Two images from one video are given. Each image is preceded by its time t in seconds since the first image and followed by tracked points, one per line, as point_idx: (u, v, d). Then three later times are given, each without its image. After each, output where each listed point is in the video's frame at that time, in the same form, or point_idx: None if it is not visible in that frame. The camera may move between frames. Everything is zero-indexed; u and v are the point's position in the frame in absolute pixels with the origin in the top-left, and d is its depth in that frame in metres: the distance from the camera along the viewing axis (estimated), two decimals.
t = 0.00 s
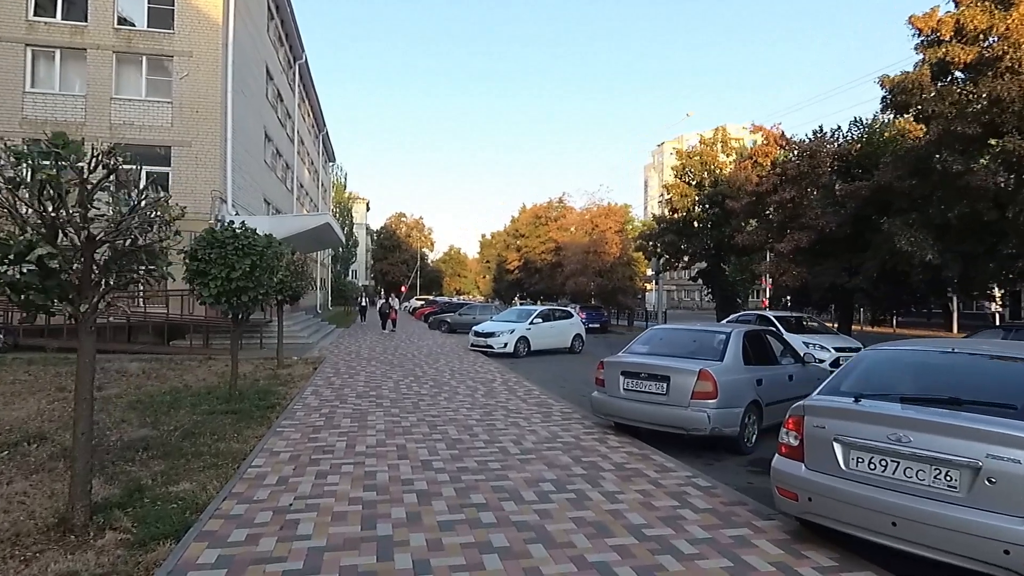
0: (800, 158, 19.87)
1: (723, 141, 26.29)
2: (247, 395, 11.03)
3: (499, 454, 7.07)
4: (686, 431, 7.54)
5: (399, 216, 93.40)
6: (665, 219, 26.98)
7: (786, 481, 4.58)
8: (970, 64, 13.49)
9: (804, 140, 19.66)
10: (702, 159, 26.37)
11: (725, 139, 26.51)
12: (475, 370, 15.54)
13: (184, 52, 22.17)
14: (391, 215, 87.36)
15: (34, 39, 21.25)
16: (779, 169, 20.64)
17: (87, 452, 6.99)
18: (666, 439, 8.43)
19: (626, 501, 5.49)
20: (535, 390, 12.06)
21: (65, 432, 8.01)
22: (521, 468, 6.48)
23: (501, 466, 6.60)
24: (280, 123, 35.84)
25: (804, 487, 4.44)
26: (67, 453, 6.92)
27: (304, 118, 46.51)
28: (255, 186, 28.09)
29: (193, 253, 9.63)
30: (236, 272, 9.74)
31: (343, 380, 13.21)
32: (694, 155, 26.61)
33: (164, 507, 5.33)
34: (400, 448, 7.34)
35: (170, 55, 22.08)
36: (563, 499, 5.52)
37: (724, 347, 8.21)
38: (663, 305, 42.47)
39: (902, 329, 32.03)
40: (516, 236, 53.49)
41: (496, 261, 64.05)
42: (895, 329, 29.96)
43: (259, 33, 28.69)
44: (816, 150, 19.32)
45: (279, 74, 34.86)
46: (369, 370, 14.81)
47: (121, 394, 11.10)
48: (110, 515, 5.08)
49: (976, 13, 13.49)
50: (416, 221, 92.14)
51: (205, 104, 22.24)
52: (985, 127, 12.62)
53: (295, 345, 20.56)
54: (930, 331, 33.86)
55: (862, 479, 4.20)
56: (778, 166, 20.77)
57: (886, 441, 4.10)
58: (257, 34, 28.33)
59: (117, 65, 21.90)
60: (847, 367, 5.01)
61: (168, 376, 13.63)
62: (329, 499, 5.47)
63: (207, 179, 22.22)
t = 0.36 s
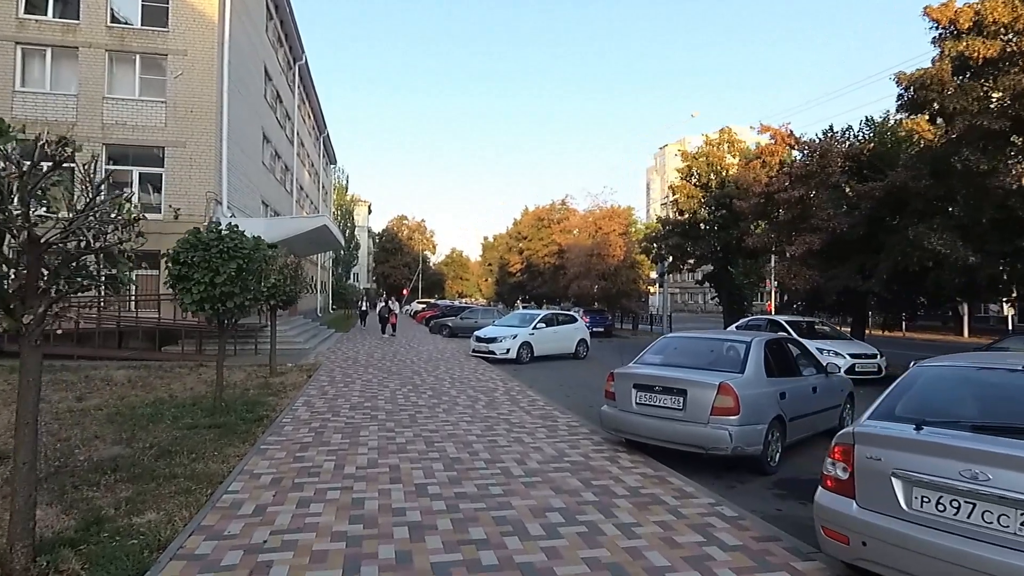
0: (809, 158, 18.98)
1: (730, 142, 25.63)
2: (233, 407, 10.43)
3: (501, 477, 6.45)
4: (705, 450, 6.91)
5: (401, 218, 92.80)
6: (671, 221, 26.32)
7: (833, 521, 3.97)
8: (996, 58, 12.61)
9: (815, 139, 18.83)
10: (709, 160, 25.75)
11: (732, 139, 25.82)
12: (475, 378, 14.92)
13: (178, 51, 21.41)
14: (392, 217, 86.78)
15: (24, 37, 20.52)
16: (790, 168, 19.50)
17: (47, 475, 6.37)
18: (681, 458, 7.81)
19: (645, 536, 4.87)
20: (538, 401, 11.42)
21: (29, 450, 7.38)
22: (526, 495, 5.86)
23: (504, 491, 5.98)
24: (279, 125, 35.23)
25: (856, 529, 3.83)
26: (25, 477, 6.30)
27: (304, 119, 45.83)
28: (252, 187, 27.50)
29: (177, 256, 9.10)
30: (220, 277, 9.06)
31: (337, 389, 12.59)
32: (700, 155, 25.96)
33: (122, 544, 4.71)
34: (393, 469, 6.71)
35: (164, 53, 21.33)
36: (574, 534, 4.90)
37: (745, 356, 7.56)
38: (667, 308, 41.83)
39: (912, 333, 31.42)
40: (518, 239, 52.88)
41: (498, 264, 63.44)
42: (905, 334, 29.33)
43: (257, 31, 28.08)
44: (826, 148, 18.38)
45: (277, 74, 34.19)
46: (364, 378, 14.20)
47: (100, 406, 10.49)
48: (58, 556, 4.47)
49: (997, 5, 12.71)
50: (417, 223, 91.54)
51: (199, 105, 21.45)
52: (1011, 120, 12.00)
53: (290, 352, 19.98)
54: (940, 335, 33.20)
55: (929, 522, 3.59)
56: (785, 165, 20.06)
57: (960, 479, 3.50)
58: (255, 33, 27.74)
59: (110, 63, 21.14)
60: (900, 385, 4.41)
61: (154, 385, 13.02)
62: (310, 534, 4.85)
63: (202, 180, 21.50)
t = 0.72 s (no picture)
0: (822, 157, 18.30)
1: (738, 143, 24.94)
2: (220, 418, 9.83)
3: (509, 499, 5.81)
4: (733, 468, 6.27)
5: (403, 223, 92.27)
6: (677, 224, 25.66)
7: (908, 564, 3.32)
8: None
9: (826, 138, 18.11)
10: (716, 162, 25.09)
11: (740, 140, 25.12)
12: (478, 385, 14.28)
13: (174, 49, 20.80)
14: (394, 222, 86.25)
15: (16, 35, 19.89)
16: (802, 169, 18.71)
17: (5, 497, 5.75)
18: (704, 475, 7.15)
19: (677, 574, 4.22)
20: (545, 411, 10.78)
21: None
22: (538, 522, 5.22)
23: (512, 517, 5.35)
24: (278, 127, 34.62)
25: (937, 575, 3.18)
26: None
27: (304, 122, 45.28)
28: (249, 190, 26.88)
29: (162, 255, 8.45)
30: (206, 278, 8.42)
31: (333, 398, 11.95)
32: (708, 157, 25.30)
33: None
34: (389, 490, 6.08)
35: (159, 51, 20.72)
36: (594, 570, 4.26)
37: (774, 363, 6.92)
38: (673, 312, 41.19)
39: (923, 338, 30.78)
40: (522, 242, 52.28)
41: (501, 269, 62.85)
42: (917, 339, 28.69)
43: (255, 32, 27.44)
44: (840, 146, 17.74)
45: (277, 76, 33.63)
46: (362, 386, 13.57)
47: (80, 418, 9.90)
48: None
49: None
50: (420, 228, 91.00)
51: (196, 105, 20.85)
52: None
53: (287, 359, 19.38)
54: (953, 339, 32.47)
55: None
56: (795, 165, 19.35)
57: None
58: (253, 33, 27.08)
59: (104, 61, 20.50)
60: (978, 400, 3.76)
61: (142, 395, 12.42)
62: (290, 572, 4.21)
63: (197, 181, 20.89)
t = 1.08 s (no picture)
0: (832, 159, 17.76)
1: (744, 147, 24.39)
2: (204, 431, 9.28)
3: (511, 525, 5.24)
4: (758, 488, 5.70)
5: (403, 229, 91.80)
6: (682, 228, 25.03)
7: None
8: None
9: (836, 139, 17.59)
10: (722, 165, 24.54)
11: (746, 142, 24.55)
12: (478, 394, 13.72)
13: (167, 49, 20.31)
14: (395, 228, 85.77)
15: (5, 35, 19.42)
16: (812, 172, 18.16)
17: None
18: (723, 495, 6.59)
19: None
20: (549, 423, 10.21)
21: None
22: (544, 552, 4.66)
23: (515, 546, 4.78)
24: (276, 132, 34.15)
25: None
26: None
27: (304, 127, 44.90)
28: (246, 195, 26.36)
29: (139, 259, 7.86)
30: (186, 282, 7.85)
31: (326, 409, 11.39)
32: (713, 160, 24.76)
33: None
34: (380, 514, 5.51)
35: (152, 52, 20.23)
36: None
37: (799, 372, 6.35)
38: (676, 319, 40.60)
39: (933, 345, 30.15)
40: (523, 249, 51.78)
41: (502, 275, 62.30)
42: (927, 346, 28.09)
43: (252, 34, 26.95)
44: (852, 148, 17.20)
45: (276, 81, 33.23)
46: (358, 396, 13.01)
47: (56, 431, 9.33)
48: None
49: None
50: (420, 235, 90.53)
51: (190, 106, 20.34)
52: None
53: (281, 367, 18.83)
54: (963, 346, 31.82)
55: None
56: (804, 168, 18.82)
57: None
58: (250, 35, 26.60)
59: (95, 62, 20.01)
60: None
61: (126, 406, 11.86)
62: None
63: (191, 185, 20.39)
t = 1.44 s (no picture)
0: (844, 158, 17.12)
1: (751, 147, 23.77)
2: (183, 447, 8.67)
3: (510, 562, 4.63)
4: (786, 518, 5.06)
5: (403, 233, 91.20)
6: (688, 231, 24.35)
7: None
8: None
9: (847, 138, 16.96)
10: (728, 166, 23.91)
11: (752, 143, 23.96)
12: (476, 403, 13.08)
13: (157, 47, 19.73)
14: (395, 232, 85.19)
15: None
16: (822, 171, 17.51)
17: None
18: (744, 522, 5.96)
19: None
20: (551, 437, 9.59)
21: None
22: None
23: None
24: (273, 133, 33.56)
25: None
26: None
27: (301, 129, 44.37)
28: (240, 197, 25.77)
29: (108, 262, 7.21)
30: (157, 287, 7.25)
31: (315, 421, 10.77)
32: (718, 161, 24.14)
33: None
34: (362, 549, 4.90)
35: (141, 49, 19.65)
36: None
37: (829, 386, 5.71)
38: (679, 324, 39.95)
39: (942, 350, 29.47)
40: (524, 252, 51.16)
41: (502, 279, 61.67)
42: (937, 352, 27.42)
43: (247, 32, 26.38)
44: (864, 147, 16.57)
45: (272, 82, 32.69)
46: (350, 406, 12.38)
47: (23, 447, 8.71)
48: None
49: None
50: (420, 238, 89.95)
51: (180, 105, 19.75)
52: None
53: (274, 375, 18.27)
54: (973, 351, 31.14)
55: None
56: (813, 167, 18.18)
57: None
58: (245, 34, 26.02)
59: (83, 61, 19.45)
60: None
61: (104, 417, 11.24)
62: None
63: (181, 186, 19.79)
